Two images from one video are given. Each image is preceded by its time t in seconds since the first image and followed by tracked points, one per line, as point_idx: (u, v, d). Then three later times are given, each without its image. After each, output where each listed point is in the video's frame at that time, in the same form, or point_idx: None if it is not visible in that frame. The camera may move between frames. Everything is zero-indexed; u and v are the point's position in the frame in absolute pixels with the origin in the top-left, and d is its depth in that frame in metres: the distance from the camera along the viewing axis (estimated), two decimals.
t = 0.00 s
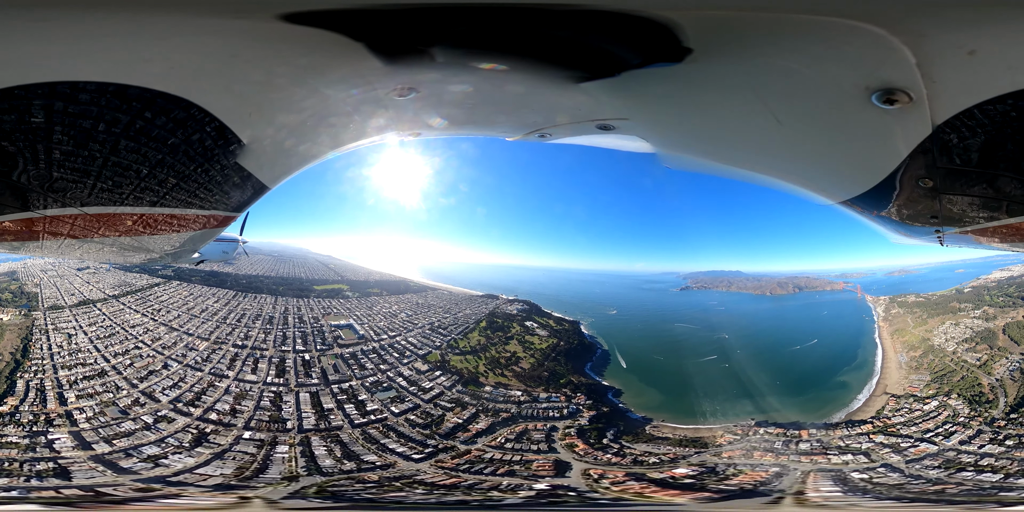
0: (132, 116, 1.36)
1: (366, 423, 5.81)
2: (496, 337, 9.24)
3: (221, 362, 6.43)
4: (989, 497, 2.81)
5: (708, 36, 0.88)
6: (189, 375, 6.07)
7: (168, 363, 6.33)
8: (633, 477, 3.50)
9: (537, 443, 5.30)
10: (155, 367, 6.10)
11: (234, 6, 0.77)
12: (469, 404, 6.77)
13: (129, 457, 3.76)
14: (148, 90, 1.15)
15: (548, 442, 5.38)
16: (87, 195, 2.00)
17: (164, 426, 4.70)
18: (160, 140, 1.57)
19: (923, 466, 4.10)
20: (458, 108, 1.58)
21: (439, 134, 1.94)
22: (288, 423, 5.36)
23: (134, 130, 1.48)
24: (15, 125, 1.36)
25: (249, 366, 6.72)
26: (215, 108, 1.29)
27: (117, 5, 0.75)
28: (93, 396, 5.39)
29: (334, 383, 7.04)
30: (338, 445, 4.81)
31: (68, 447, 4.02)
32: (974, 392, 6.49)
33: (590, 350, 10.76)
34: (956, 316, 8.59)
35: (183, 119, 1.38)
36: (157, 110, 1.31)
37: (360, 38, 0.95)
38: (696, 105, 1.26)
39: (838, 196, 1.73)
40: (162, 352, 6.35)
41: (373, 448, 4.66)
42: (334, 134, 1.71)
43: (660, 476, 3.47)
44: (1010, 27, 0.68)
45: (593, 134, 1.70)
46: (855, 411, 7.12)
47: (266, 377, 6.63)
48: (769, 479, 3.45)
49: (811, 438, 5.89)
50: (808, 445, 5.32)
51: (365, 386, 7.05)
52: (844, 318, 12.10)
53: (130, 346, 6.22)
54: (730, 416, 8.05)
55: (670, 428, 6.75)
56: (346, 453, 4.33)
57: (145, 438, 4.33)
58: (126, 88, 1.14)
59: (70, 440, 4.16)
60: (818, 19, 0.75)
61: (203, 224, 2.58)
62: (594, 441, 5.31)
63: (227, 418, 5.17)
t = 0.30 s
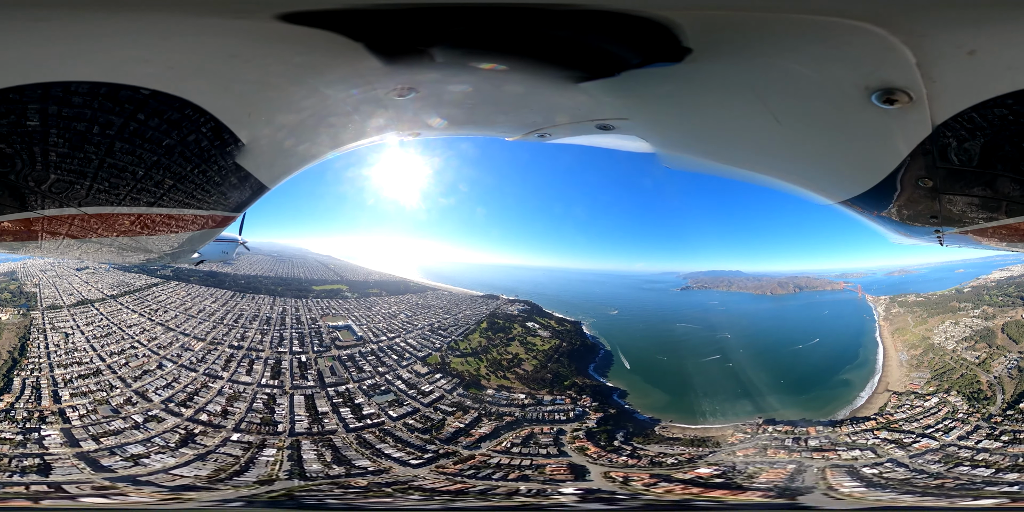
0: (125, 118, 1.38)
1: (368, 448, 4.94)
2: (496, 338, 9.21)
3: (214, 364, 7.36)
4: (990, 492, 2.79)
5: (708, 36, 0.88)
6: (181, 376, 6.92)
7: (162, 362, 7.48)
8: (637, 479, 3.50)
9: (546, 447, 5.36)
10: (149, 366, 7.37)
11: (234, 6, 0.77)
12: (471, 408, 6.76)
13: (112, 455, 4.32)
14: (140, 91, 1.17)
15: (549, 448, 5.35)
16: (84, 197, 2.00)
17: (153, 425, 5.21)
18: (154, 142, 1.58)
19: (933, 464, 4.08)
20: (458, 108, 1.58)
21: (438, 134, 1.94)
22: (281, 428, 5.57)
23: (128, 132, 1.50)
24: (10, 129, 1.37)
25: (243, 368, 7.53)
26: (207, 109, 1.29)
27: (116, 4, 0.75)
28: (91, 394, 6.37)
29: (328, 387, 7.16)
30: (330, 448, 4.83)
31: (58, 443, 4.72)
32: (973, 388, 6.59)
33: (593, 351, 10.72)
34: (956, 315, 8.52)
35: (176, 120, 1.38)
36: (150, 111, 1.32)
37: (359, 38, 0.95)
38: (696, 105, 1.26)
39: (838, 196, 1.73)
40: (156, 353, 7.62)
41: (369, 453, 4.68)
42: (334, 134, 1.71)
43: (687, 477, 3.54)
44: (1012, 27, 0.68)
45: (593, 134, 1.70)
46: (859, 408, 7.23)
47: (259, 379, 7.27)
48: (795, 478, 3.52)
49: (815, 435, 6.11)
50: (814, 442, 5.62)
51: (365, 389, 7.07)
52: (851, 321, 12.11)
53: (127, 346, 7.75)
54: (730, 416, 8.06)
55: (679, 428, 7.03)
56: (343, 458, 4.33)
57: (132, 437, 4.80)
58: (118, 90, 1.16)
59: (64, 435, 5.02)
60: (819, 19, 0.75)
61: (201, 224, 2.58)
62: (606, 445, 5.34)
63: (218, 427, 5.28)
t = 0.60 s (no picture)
0: (118, 120, 1.39)
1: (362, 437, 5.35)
2: (498, 340, 9.27)
3: (210, 365, 7.30)
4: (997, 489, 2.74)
5: (708, 35, 0.88)
6: (176, 376, 6.90)
7: (157, 362, 7.44)
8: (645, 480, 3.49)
9: (557, 452, 5.17)
10: (145, 366, 7.23)
11: (234, 6, 0.77)
12: (473, 412, 6.64)
13: (97, 453, 4.27)
14: (130, 93, 1.18)
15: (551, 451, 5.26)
16: (82, 197, 2.00)
17: (142, 424, 5.19)
18: (149, 143, 1.59)
19: (941, 460, 4.06)
20: (458, 108, 1.58)
21: (439, 134, 1.94)
22: (271, 429, 5.52)
23: (121, 134, 1.51)
24: (6, 131, 1.37)
25: (238, 369, 7.40)
26: (200, 109, 1.30)
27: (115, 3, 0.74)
28: (84, 392, 6.27)
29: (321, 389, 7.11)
30: (319, 453, 4.52)
31: (47, 440, 4.64)
32: (972, 384, 6.64)
33: (594, 352, 10.81)
34: (956, 315, 8.54)
35: (170, 121, 1.39)
36: (142, 113, 1.33)
37: (359, 38, 0.95)
38: (697, 105, 1.26)
39: (837, 196, 1.73)
40: (152, 352, 7.59)
41: (360, 457, 4.39)
42: (334, 134, 1.71)
43: (714, 476, 3.51)
44: (1010, 27, 0.68)
45: (593, 134, 1.71)
46: (862, 405, 7.27)
47: (254, 380, 7.13)
48: (817, 474, 3.59)
49: (824, 432, 6.19)
50: (823, 439, 5.69)
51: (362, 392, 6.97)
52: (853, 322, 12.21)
53: (123, 345, 7.71)
54: (731, 416, 8.07)
55: (687, 428, 7.07)
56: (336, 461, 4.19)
57: (120, 436, 4.79)
58: (108, 92, 1.17)
59: (56, 432, 4.92)
60: (818, 19, 0.75)
61: (199, 224, 2.56)
62: (616, 446, 5.31)
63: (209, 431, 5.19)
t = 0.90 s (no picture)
0: (112, 122, 1.39)
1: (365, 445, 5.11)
2: (500, 341, 9.24)
3: (204, 365, 7.30)
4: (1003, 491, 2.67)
5: (706, 36, 0.88)
6: (170, 375, 6.92)
7: (152, 361, 7.40)
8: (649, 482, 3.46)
9: (567, 454, 5.09)
10: (139, 365, 7.26)
11: (234, 7, 0.77)
12: (475, 416, 6.60)
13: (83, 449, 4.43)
14: (121, 95, 1.19)
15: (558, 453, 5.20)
16: (78, 198, 2.00)
17: (133, 424, 5.29)
18: (144, 144, 1.59)
19: (949, 460, 4.03)
20: (457, 108, 1.58)
21: (439, 134, 1.94)
22: (264, 431, 5.40)
23: (116, 136, 1.51)
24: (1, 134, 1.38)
25: (232, 370, 7.33)
26: (194, 110, 1.30)
27: (114, 3, 0.74)
28: (79, 389, 6.29)
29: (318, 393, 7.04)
30: (309, 457, 4.45)
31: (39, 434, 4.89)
32: (971, 382, 6.70)
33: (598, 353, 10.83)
34: (956, 313, 8.59)
35: (164, 122, 1.39)
36: (135, 114, 1.34)
37: (359, 38, 0.95)
38: (696, 105, 1.26)
39: (837, 196, 1.73)
40: (147, 353, 7.56)
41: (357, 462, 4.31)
42: (334, 134, 1.71)
43: (741, 474, 3.48)
44: (1012, 26, 0.68)
45: (593, 134, 1.70)
46: (864, 402, 7.34)
47: (248, 383, 7.06)
48: (832, 468, 3.67)
49: (833, 428, 6.20)
50: (830, 435, 5.73)
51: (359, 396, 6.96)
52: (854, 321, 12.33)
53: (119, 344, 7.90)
54: (733, 417, 8.06)
55: (698, 428, 7.16)
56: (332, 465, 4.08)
57: (108, 434, 4.90)
58: (99, 94, 1.18)
59: (49, 427, 5.11)
60: (818, 19, 0.75)
61: (197, 224, 2.56)
62: (631, 448, 5.28)
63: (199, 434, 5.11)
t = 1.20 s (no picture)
0: (106, 125, 1.40)
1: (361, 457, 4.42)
2: (501, 343, 9.48)
3: (199, 366, 7.27)
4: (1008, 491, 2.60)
5: (706, 36, 0.88)
6: (164, 375, 6.97)
7: (146, 361, 7.45)
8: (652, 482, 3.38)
9: (581, 459, 4.82)
10: (134, 364, 7.29)
11: (235, 7, 0.77)
12: (477, 421, 6.46)
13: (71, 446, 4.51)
14: (113, 97, 1.20)
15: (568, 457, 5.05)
16: (76, 198, 2.00)
17: (122, 423, 5.22)
18: (139, 146, 1.59)
19: (955, 458, 4.02)
20: (457, 108, 1.58)
21: (439, 134, 1.94)
22: (253, 433, 5.27)
23: (111, 137, 1.51)
24: None
25: (226, 371, 7.32)
26: (189, 111, 1.30)
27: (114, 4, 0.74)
28: (73, 389, 6.32)
29: (312, 397, 6.88)
30: (297, 460, 4.17)
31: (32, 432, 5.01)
32: (971, 381, 6.71)
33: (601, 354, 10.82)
34: (955, 312, 8.56)
35: (159, 123, 1.40)
36: (129, 116, 1.34)
37: (359, 38, 0.95)
38: (697, 105, 1.26)
39: (838, 196, 1.73)
40: (143, 352, 7.61)
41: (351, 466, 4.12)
42: (333, 134, 1.71)
43: (763, 472, 3.50)
44: (1013, 26, 0.67)
45: (592, 134, 1.70)
46: (866, 400, 7.37)
47: (242, 384, 6.98)
48: (845, 464, 3.83)
49: (837, 425, 6.26)
50: (838, 432, 5.82)
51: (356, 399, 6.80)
52: (854, 320, 12.36)
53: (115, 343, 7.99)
54: (735, 418, 8.01)
55: (707, 428, 7.21)
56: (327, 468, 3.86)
57: (97, 432, 4.95)
58: (91, 97, 1.18)
59: (42, 426, 5.25)
60: (819, 18, 0.75)
61: (195, 224, 2.55)
62: (643, 450, 5.13)
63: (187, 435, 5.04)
